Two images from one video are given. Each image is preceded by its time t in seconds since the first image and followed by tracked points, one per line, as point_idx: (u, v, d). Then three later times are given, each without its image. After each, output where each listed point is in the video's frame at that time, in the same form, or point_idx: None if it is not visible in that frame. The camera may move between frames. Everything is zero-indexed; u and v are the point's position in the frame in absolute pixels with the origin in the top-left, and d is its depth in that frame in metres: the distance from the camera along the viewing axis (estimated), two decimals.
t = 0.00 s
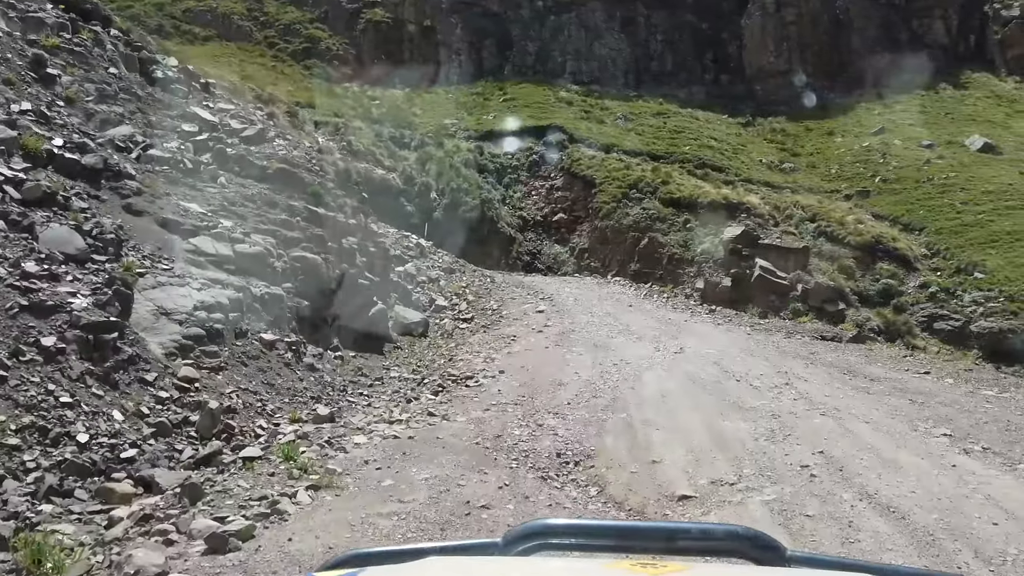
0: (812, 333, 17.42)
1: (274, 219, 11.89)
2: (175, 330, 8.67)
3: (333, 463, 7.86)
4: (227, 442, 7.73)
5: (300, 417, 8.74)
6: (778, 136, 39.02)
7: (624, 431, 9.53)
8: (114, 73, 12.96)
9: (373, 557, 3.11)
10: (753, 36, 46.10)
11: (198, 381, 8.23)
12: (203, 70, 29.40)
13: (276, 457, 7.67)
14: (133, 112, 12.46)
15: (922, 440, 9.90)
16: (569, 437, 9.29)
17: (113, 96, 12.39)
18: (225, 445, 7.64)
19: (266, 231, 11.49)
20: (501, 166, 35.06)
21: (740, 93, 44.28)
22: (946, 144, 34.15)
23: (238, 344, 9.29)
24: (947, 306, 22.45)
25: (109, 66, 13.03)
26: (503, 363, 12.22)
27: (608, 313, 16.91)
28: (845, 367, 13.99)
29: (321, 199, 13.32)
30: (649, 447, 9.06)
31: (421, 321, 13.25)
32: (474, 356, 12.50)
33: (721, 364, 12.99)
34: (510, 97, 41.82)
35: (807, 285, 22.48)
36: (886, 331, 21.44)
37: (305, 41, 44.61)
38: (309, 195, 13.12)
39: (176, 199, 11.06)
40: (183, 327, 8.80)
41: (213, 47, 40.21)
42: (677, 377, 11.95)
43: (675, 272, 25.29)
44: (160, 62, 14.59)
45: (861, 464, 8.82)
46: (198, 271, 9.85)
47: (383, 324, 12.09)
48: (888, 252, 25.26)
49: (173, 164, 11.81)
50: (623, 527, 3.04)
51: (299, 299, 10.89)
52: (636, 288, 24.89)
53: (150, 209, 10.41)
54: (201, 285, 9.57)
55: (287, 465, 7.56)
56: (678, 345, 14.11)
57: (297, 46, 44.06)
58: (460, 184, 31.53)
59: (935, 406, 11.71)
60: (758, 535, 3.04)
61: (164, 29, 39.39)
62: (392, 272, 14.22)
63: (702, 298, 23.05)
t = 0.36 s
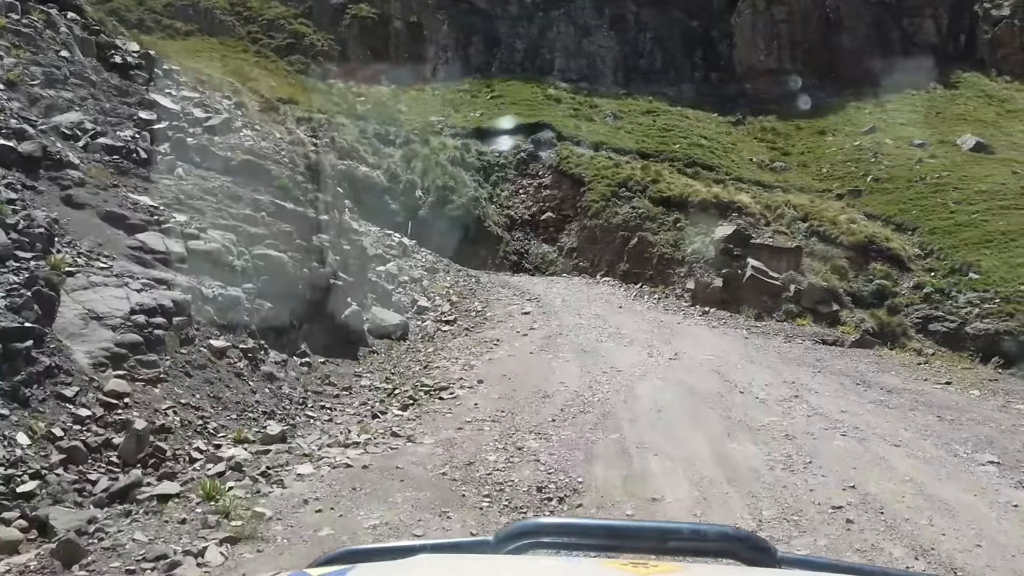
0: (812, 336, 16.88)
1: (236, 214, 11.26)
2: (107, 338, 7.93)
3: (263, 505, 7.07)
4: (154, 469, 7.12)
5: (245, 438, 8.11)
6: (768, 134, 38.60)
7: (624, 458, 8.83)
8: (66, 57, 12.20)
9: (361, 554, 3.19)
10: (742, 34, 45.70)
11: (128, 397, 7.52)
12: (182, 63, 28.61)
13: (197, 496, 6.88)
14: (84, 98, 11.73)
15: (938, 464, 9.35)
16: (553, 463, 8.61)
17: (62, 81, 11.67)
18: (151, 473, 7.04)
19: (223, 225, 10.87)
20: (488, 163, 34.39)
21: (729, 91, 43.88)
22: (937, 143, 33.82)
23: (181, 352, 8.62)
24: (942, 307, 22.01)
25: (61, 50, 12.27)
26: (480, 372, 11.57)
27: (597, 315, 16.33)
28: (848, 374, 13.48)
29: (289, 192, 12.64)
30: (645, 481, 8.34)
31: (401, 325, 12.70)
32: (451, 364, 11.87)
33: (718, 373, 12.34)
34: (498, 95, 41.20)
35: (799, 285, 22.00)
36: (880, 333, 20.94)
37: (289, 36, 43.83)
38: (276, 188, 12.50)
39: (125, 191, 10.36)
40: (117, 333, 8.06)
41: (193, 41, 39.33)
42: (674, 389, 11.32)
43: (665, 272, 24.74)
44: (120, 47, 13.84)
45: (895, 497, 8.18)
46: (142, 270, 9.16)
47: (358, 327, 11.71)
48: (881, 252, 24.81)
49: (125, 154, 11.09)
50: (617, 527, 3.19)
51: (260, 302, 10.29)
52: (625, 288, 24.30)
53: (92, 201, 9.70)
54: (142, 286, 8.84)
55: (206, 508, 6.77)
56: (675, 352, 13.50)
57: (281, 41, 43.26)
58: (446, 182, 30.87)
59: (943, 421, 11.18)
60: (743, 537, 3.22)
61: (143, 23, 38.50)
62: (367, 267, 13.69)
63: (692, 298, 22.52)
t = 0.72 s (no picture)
0: (817, 339, 16.41)
1: (192, 207, 10.52)
2: (22, 346, 7.04)
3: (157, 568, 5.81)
4: (58, 506, 6.23)
5: (178, 464, 7.26)
6: (759, 133, 38.16)
7: (618, 477, 8.16)
8: (13, 38, 11.44)
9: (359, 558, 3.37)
10: (733, 32, 45.25)
11: (39, 417, 6.62)
12: (160, 57, 27.82)
13: (80, 555, 5.75)
14: (29, 81, 10.98)
15: (953, 484, 8.74)
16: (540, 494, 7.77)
17: (6, 63, 10.94)
18: (54, 512, 6.15)
19: (176, 219, 10.14)
20: (476, 161, 33.73)
21: (719, 90, 43.45)
22: (930, 142, 33.46)
23: (112, 362, 7.77)
24: (938, 308, 21.56)
25: (7, 31, 11.49)
26: (456, 383, 10.95)
27: (587, 316, 15.75)
28: (852, 381, 12.97)
29: (256, 184, 11.81)
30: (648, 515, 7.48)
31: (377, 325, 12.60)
32: (420, 375, 11.17)
33: (714, 383, 11.66)
34: (486, 92, 40.56)
35: (793, 286, 21.53)
36: (877, 334, 20.45)
37: (274, 32, 43.02)
38: (241, 179, 11.65)
39: (65, 179, 9.53)
40: (35, 341, 7.18)
41: (174, 35, 38.48)
42: (672, 402, 10.67)
43: (656, 271, 24.22)
44: (78, 30, 13.06)
45: (936, 534, 7.41)
46: (75, 268, 8.31)
47: (332, 330, 11.56)
48: (876, 252, 24.37)
49: (71, 141, 10.30)
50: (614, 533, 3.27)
51: (219, 304, 9.66)
52: (616, 288, 23.72)
53: (25, 191, 8.92)
54: (70, 286, 7.97)
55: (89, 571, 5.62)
56: (673, 357, 12.91)
57: (265, 37, 42.43)
58: (433, 180, 30.25)
59: (950, 433, 10.64)
60: (731, 544, 3.39)
61: (123, 17, 37.63)
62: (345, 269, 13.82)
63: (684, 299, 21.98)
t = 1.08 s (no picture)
0: (820, 343, 15.84)
1: (145, 200, 10.07)
2: None
3: None
4: None
5: (84, 496, 6.47)
6: (751, 131, 37.74)
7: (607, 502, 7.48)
8: None
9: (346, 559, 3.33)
10: (724, 30, 44.85)
11: None
12: (139, 50, 27.14)
13: None
14: None
15: (968, 509, 8.04)
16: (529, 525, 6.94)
17: None
18: None
19: (122, 213, 9.60)
20: (464, 159, 33.06)
21: (710, 88, 43.03)
22: (924, 140, 33.06)
23: (22, 374, 7.12)
24: (935, 309, 21.09)
25: None
26: (429, 395, 10.28)
27: (575, 318, 15.14)
28: (853, 388, 12.44)
29: (216, 175, 11.38)
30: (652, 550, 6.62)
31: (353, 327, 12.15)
32: (386, 388, 10.42)
33: (709, 395, 10.97)
34: (474, 89, 39.95)
35: (788, 286, 21.02)
36: (874, 335, 19.94)
37: (258, 28, 42.32)
38: (199, 171, 11.23)
39: None
40: None
41: (156, 30, 37.70)
42: (668, 417, 9.98)
43: (647, 271, 23.68)
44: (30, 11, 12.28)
45: None
46: None
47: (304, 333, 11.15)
48: (871, 251, 23.89)
49: (9, 126, 9.73)
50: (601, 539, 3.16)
51: (169, 305, 9.27)
52: (606, 288, 23.13)
53: None
54: None
55: None
56: (666, 364, 12.34)
57: (249, 32, 41.70)
58: (419, 177, 29.66)
59: (959, 449, 10.03)
60: (729, 556, 3.19)
61: (104, 12, 36.86)
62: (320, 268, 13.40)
63: (676, 299, 21.42)
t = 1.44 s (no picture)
0: (828, 349, 15.28)
1: (96, 194, 9.52)
2: None
3: None
4: None
5: None
6: (744, 130, 37.32)
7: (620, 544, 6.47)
8: None
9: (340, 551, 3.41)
10: (717, 28, 44.45)
11: None
12: (118, 44, 26.39)
13: None
14: None
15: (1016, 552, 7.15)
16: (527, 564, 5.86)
17: None
18: None
19: (66, 208, 8.98)
20: (453, 157, 32.41)
21: (703, 86, 42.59)
22: (919, 140, 32.69)
23: None
24: (934, 311, 20.65)
25: None
26: (402, 413, 9.53)
27: (566, 322, 14.54)
28: (857, 397, 11.98)
29: (177, 168, 10.87)
30: None
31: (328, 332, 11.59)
32: (352, 406, 9.68)
33: (718, 416, 10.12)
34: (464, 86, 39.34)
35: (785, 288, 20.43)
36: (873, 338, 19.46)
37: (244, 24, 41.51)
38: (157, 162, 10.66)
39: None
40: None
41: (139, 26, 36.90)
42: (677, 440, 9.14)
43: (640, 272, 23.12)
44: None
45: None
46: None
47: (271, 338, 10.63)
48: (868, 253, 23.44)
49: None
50: (601, 530, 3.48)
51: (117, 312, 8.73)
52: (599, 290, 22.57)
53: None
54: None
55: None
56: (668, 375, 11.66)
57: (235, 28, 40.85)
58: (408, 176, 29.06)
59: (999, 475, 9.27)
60: (721, 541, 3.50)
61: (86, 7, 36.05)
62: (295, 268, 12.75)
63: (670, 301, 20.85)
